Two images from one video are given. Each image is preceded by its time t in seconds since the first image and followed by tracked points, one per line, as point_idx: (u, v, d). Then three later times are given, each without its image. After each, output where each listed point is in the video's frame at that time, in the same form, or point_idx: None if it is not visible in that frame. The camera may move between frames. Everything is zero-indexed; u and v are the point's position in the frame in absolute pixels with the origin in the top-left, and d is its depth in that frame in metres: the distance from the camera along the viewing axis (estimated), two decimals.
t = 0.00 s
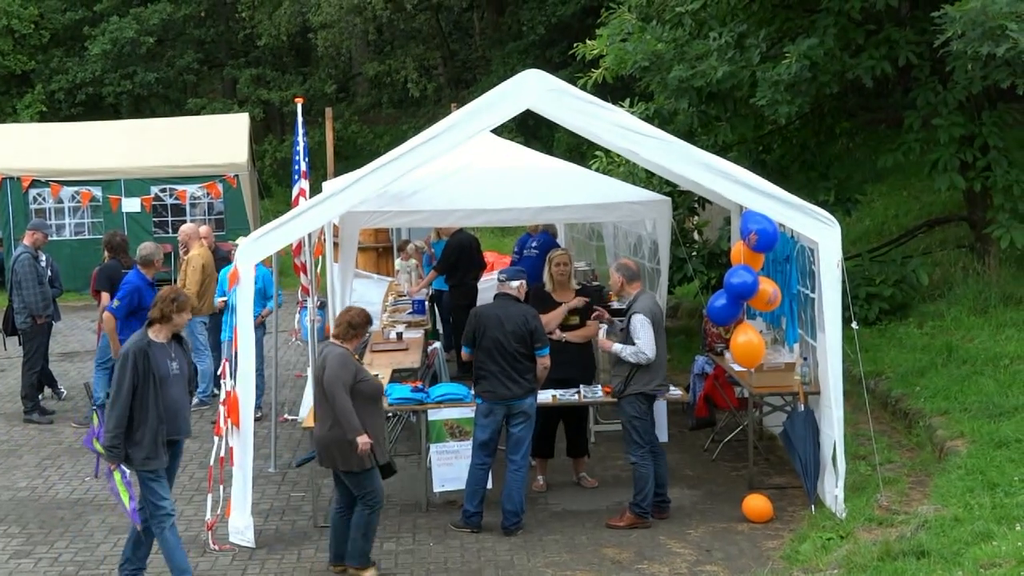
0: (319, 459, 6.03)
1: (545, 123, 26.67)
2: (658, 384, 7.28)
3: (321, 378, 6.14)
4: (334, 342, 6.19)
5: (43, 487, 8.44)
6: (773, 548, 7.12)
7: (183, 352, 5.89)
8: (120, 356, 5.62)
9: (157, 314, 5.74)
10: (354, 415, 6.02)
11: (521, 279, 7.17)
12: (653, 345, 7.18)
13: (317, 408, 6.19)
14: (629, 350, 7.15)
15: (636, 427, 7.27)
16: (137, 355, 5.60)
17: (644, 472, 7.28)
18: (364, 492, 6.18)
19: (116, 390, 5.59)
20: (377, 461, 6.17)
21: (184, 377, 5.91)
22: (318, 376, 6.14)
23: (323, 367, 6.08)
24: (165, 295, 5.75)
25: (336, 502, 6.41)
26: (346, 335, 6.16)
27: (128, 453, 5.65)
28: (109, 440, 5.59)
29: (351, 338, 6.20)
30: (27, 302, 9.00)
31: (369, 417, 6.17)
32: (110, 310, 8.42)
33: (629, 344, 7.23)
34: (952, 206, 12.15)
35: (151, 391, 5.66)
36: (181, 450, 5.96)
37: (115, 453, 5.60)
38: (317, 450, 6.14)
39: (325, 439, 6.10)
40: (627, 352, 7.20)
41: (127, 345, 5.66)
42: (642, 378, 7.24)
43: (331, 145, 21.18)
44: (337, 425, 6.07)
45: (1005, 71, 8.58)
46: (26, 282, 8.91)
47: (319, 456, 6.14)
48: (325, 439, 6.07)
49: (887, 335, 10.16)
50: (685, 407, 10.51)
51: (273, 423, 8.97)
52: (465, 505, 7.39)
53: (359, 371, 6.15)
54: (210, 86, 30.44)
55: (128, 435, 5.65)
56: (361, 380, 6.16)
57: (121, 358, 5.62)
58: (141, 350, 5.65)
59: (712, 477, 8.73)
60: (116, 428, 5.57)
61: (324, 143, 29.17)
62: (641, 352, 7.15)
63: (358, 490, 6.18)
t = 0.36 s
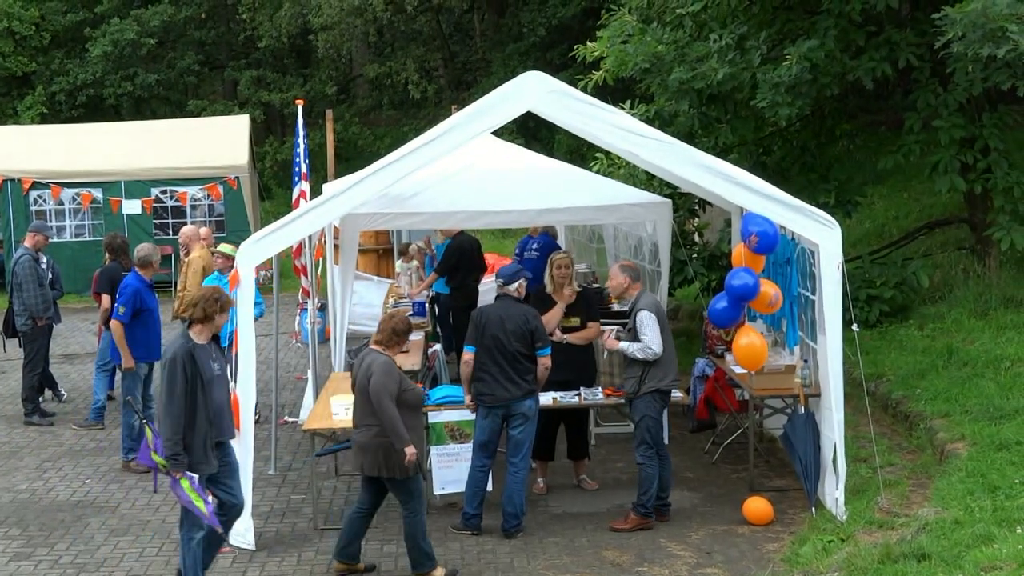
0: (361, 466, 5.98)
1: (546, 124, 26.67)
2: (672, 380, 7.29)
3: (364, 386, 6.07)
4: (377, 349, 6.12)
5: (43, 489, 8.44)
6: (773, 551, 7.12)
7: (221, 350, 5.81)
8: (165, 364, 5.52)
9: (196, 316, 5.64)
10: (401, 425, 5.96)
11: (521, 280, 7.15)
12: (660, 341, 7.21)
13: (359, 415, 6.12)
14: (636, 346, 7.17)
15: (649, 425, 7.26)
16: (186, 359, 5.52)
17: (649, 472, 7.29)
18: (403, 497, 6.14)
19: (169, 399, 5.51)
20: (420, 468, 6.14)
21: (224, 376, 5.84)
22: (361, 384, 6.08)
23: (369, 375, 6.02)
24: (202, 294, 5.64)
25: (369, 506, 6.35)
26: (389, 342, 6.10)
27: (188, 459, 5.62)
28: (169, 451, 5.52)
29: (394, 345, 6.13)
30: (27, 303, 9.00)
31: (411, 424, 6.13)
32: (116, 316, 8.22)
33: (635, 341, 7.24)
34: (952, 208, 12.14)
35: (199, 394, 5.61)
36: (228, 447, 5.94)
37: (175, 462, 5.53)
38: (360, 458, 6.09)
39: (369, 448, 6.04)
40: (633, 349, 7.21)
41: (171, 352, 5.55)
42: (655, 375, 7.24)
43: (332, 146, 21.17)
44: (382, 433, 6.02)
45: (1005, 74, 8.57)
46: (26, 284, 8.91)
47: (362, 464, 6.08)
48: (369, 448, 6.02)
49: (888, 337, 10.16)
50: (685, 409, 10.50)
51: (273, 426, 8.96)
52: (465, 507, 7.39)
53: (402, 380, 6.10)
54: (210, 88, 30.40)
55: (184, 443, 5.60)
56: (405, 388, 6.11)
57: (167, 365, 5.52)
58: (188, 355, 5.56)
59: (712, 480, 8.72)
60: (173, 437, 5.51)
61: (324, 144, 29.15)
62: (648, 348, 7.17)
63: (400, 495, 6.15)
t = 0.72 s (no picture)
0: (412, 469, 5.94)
1: (554, 127, 26.69)
2: (679, 387, 7.29)
3: (414, 388, 6.05)
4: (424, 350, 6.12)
5: (52, 492, 8.47)
6: (782, 554, 7.11)
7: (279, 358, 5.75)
8: (232, 372, 5.45)
9: (259, 324, 5.59)
10: (456, 426, 6.00)
11: (529, 283, 7.14)
12: (669, 349, 7.19)
13: (407, 416, 6.08)
14: (645, 353, 7.16)
15: (656, 431, 7.26)
16: (255, 366, 5.46)
17: (662, 477, 7.32)
18: (435, 502, 6.11)
19: (239, 408, 5.43)
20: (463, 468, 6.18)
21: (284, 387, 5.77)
22: (410, 385, 6.05)
23: (420, 377, 5.99)
24: (266, 300, 5.60)
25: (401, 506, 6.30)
26: (436, 342, 6.12)
27: (256, 468, 5.55)
28: (240, 460, 5.45)
29: (440, 345, 6.14)
30: (36, 307, 8.96)
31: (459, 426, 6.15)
32: (121, 319, 8.24)
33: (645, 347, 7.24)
34: (961, 211, 12.12)
35: (264, 403, 5.54)
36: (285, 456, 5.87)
37: (246, 470, 5.45)
38: (407, 459, 6.05)
39: (419, 449, 6.02)
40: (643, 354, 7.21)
41: (238, 361, 5.48)
42: (661, 382, 7.25)
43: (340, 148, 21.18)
44: (434, 434, 6.02)
45: (1013, 76, 8.54)
46: (35, 287, 8.89)
47: (409, 465, 6.05)
48: (420, 449, 6.00)
49: (896, 340, 10.14)
50: (693, 412, 10.50)
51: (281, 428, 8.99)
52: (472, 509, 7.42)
53: (451, 381, 6.11)
54: (218, 91, 30.31)
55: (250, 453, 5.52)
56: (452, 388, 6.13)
57: (234, 373, 5.45)
58: (254, 362, 5.49)
59: (720, 482, 8.72)
60: (243, 446, 5.43)
61: (332, 148, 29.20)
62: (656, 355, 7.16)
63: (440, 496, 6.13)
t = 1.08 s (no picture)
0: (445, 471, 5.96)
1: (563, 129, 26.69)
2: (685, 393, 7.30)
3: (454, 392, 6.07)
4: (465, 355, 6.13)
5: (63, 494, 8.49)
6: (792, 556, 7.10)
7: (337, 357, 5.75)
8: (291, 373, 5.45)
9: (318, 322, 5.57)
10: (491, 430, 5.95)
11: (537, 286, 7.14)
12: (673, 356, 7.20)
13: (450, 421, 6.12)
14: (648, 361, 7.20)
15: (663, 435, 7.29)
16: (313, 369, 5.45)
17: (671, 480, 7.32)
18: (467, 506, 6.08)
19: (296, 409, 5.45)
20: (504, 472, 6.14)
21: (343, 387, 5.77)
22: (452, 389, 6.07)
23: (460, 379, 6.03)
24: (325, 300, 5.58)
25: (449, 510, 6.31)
26: (478, 346, 6.12)
27: (312, 468, 5.59)
28: (296, 460, 5.50)
29: (481, 349, 6.14)
30: (47, 310, 8.97)
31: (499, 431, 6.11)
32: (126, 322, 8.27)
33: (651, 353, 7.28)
34: (971, 213, 12.10)
35: (324, 404, 5.56)
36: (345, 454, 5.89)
37: (300, 471, 5.50)
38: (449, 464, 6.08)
39: (459, 453, 6.04)
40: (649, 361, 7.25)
41: (298, 361, 5.49)
42: (666, 389, 7.27)
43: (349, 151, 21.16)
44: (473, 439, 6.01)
45: None
46: (45, 289, 8.91)
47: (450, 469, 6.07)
48: (459, 453, 6.01)
49: (906, 342, 10.12)
50: (702, 414, 10.50)
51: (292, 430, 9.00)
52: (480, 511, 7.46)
53: (492, 386, 6.11)
54: (228, 94, 30.34)
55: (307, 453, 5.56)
56: (493, 393, 6.11)
57: (294, 374, 5.46)
58: (314, 363, 5.50)
59: (730, 485, 8.71)
60: (301, 448, 5.47)
61: (341, 150, 29.23)
62: (658, 363, 7.19)
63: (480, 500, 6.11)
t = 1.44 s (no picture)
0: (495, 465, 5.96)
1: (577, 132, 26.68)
2: (696, 397, 7.28)
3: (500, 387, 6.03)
4: (514, 350, 6.06)
5: (77, 494, 8.51)
6: (806, 560, 7.08)
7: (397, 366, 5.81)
8: (363, 381, 5.47)
9: (382, 328, 5.59)
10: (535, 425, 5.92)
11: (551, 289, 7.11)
12: (684, 359, 7.20)
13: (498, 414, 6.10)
14: (659, 363, 7.21)
15: (675, 438, 7.27)
16: (386, 378, 5.48)
17: (685, 483, 7.31)
18: (542, 501, 6.08)
19: (369, 419, 5.47)
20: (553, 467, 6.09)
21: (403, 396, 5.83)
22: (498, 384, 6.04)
23: (504, 374, 5.99)
24: (391, 306, 5.60)
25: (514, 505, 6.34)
26: (527, 342, 6.03)
27: (381, 480, 5.59)
28: (366, 471, 5.49)
29: (531, 346, 6.05)
30: (61, 311, 9.00)
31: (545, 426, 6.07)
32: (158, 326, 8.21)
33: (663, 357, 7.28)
34: (987, 216, 12.05)
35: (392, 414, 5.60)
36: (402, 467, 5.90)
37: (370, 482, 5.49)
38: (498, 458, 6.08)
39: (505, 447, 6.02)
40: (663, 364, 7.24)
41: (370, 369, 5.50)
42: (678, 392, 7.25)
43: (362, 152, 21.17)
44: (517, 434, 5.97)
45: None
46: (60, 290, 8.92)
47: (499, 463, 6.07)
48: (506, 448, 5.99)
49: (921, 345, 10.09)
50: (716, 417, 10.48)
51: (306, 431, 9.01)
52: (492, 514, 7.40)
53: (538, 381, 6.04)
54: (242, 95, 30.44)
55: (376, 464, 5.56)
56: (540, 389, 6.04)
57: (366, 382, 5.47)
58: (385, 372, 5.54)
59: (744, 488, 8.69)
60: (373, 458, 5.47)
61: (355, 152, 29.29)
62: (670, 365, 7.18)
63: (534, 497, 6.11)
